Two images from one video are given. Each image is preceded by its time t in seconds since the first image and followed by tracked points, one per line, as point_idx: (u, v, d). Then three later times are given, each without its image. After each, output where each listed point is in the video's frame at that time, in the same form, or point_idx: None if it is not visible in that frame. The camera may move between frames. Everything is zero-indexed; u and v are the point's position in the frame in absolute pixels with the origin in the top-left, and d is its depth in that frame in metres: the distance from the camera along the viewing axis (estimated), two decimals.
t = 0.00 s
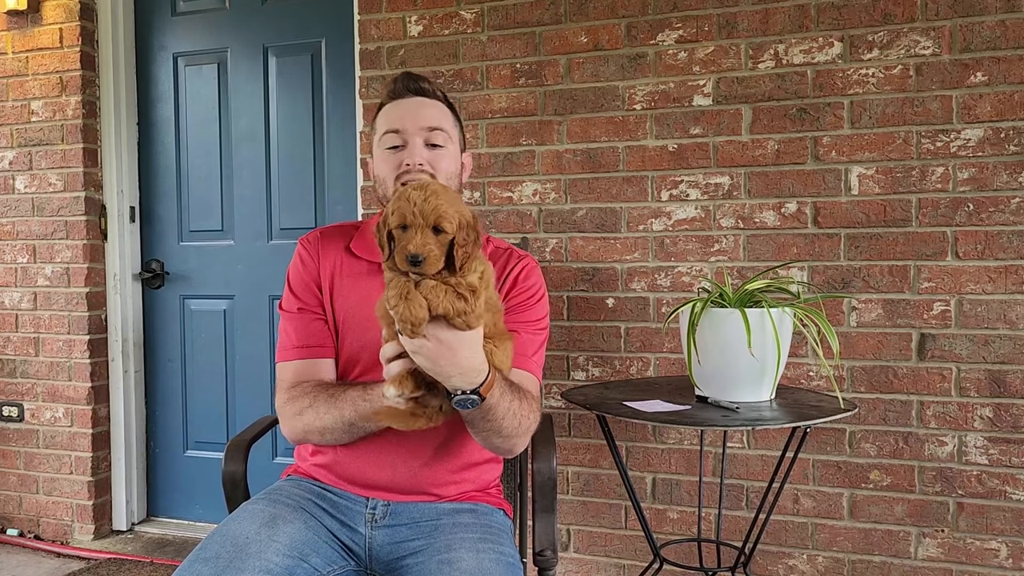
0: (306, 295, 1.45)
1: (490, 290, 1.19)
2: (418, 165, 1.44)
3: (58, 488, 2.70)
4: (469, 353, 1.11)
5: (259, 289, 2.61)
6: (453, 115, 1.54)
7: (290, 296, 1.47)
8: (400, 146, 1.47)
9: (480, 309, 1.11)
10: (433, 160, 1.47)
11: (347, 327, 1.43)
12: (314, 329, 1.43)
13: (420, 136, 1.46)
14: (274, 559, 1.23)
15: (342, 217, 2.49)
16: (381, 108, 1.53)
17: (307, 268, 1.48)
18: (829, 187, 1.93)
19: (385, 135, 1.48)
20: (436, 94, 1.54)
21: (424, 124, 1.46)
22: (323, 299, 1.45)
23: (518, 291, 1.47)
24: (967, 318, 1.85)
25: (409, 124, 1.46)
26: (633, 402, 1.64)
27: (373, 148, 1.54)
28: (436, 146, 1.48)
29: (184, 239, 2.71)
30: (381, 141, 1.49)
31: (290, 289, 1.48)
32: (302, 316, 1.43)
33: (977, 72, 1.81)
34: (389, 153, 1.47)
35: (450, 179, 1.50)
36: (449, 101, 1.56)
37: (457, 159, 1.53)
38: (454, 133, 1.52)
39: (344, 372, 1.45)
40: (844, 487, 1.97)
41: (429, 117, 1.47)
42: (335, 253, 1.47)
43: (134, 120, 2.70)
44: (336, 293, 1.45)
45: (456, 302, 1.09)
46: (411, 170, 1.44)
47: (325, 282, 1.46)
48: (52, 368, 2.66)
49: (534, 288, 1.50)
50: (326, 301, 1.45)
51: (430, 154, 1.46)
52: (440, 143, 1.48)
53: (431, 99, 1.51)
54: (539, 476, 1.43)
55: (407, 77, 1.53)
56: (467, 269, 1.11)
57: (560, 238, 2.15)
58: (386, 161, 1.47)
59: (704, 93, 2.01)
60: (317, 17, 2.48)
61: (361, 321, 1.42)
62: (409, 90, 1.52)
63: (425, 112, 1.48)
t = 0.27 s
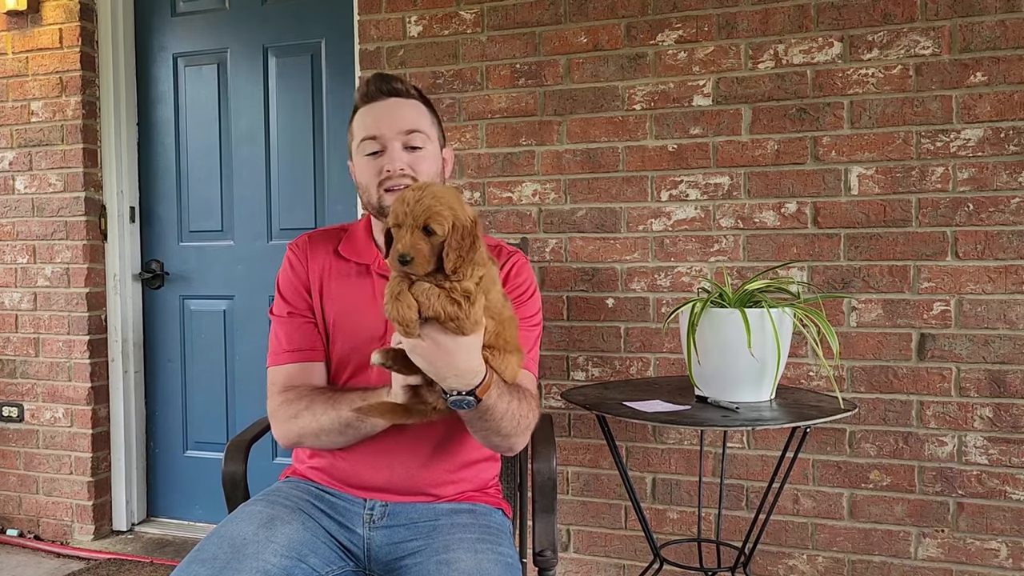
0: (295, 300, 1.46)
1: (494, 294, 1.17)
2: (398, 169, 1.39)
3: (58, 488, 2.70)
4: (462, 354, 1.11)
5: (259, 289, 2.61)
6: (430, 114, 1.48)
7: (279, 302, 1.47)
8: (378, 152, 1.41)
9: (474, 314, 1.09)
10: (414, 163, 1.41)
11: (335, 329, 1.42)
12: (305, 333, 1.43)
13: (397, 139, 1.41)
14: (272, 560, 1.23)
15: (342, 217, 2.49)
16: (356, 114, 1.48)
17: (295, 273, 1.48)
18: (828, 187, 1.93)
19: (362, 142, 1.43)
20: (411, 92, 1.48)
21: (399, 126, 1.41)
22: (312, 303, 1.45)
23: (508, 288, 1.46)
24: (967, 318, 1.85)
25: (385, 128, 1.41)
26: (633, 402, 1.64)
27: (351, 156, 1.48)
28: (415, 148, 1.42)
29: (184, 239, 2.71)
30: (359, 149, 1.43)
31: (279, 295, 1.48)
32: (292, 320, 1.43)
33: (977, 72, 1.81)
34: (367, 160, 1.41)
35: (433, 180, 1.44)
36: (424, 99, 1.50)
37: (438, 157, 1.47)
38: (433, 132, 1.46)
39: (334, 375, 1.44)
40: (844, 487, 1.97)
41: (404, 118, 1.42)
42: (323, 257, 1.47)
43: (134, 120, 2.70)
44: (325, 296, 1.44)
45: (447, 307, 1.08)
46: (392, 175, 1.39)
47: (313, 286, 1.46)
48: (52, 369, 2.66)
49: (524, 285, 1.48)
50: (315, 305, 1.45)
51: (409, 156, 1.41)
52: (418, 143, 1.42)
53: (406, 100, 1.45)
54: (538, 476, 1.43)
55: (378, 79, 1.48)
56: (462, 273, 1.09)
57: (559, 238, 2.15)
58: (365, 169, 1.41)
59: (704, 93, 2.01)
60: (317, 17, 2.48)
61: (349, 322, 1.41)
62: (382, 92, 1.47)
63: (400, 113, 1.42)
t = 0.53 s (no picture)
0: (287, 302, 1.45)
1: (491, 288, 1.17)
2: (383, 172, 1.39)
3: (58, 489, 2.70)
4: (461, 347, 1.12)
5: (259, 289, 2.61)
6: (413, 113, 1.47)
7: (271, 304, 1.47)
8: (362, 154, 1.41)
9: (471, 306, 1.09)
10: (400, 164, 1.41)
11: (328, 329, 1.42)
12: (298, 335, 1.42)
13: (380, 141, 1.40)
14: (271, 560, 1.24)
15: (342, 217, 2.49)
16: (338, 117, 1.47)
17: (286, 276, 1.48)
18: (829, 187, 1.93)
19: (347, 146, 1.43)
20: (392, 90, 1.47)
21: (382, 127, 1.40)
22: (304, 304, 1.45)
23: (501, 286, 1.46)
24: (967, 318, 1.85)
25: (368, 131, 1.40)
26: (633, 402, 1.64)
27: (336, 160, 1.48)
28: (400, 148, 1.42)
29: (184, 239, 2.71)
30: (343, 153, 1.43)
31: (270, 297, 1.48)
32: (285, 323, 1.43)
33: (977, 72, 1.81)
34: (352, 164, 1.41)
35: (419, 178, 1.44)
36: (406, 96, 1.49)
37: (423, 155, 1.46)
38: (417, 131, 1.45)
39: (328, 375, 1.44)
40: (844, 487, 1.97)
41: (386, 119, 1.41)
42: (315, 259, 1.47)
43: (135, 120, 2.70)
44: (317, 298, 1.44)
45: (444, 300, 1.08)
46: (377, 178, 1.39)
47: (305, 287, 1.46)
48: (53, 369, 2.66)
49: (519, 284, 1.47)
50: (308, 306, 1.45)
51: (393, 157, 1.41)
52: (402, 143, 1.42)
53: (388, 100, 1.44)
54: (538, 476, 1.43)
55: (358, 80, 1.47)
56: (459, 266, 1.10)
57: (559, 238, 2.15)
58: (351, 172, 1.42)
59: (704, 93, 2.01)
60: (317, 17, 2.48)
61: (341, 322, 1.41)
62: (363, 94, 1.45)
63: (382, 114, 1.41)
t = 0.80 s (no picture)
0: (282, 305, 1.46)
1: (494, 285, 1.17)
2: (375, 171, 1.39)
3: (58, 489, 2.70)
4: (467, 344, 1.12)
5: (259, 289, 2.61)
6: (405, 113, 1.47)
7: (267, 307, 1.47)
8: (355, 154, 1.41)
9: (476, 304, 1.09)
10: (392, 163, 1.41)
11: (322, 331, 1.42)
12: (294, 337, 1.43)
13: (372, 141, 1.41)
14: (271, 560, 1.24)
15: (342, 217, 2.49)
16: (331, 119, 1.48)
17: (282, 278, 1.48)
18: (829, 187, 1.93)
19: (339, 147, 1.43)
20: (383, 90, 1.47)
21: (374, 127, 1.40)
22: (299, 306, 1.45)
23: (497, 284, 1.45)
24: (967, 318, 1.85)
25: (361, 131, 1.40)
26: (633, 403, 1.64)
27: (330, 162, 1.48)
28: (393, 148, 1.42)
29: (184, 240, 2.71)
30: (336, 154, 1.44)
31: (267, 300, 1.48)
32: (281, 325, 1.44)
33: (977, 73, 1.81)
34: (345, 164, 1.41)
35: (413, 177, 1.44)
36: (398, 96, 1.49)
37: (417, 154, 1.46)
38: (409, 130, 1.45)
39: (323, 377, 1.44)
40: (845, 487, 1.97)
41: (378, 119, 1.41)
42: (309, 261, 1.47)
43: (135, 120, 2.70)
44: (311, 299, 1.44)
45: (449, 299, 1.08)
46: (370, 177, 1.39)
47: (300, 289, 1.46)
48: (53, 369, 2.66)
49: (516, 282, 1.48)
50: (302, 308, 1.45)
51: (386, 157, 1.41)
52: (394, 143, 1.42)
53: (380, 101, 1.44)
54: (538, 477, 1.43)
55: (349, 80, 1.47)
56: (463, 264, 1.09)
57: (559, 238, 2.16)
58: (344, 172, 1.42)
59: (704, 93, 2.01)
60: (317, 17, 2.48)
61: (335, 323, 1.41)
62: (355, 94, 1.45)
63: (374, 115, 1.41)
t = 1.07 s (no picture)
0: (275, 307, 1.46)
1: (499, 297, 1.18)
2: (369, 170, 1.39)
3: (58, 489, 2.70)
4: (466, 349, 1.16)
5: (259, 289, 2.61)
6: (396, 112, 1.48)
7: (259, 309, 1.47)
8: (348, 154, 1.42)
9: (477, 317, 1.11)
10: (384, 161, 1.41)
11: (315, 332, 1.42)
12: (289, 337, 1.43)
13: (365, 140, 1.41)
14: (272, 560, 1.24)
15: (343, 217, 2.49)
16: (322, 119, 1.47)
17: (275, 280, 1.48)
18: (829, 188, 1.93)
19: (331, 147, 1.43)
20: (374, 89, 1.47)
21: (366, 126, 1.41)
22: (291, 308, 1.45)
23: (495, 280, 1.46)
24: (967, 318, 1.85)
25: (352, 130, 1.41)
26: (633, 403, 1.64)
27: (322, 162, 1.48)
28: (385, 146, 1.42)
29: (184, 240, 2.71)
30: (329, 154, 1.44)
31: (259, 302, 1.48)
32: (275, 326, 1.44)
33: (977, 73, 1.81)
34: (337, 164, 1.42)
35: (407, 174, 1.44)
36: (388, 94, 1.50)
37: (409, 152, 1.47)
38: (401, 128, 1.46)
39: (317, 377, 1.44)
40: (845, 487, 1.97)
41: (370, 118, 1.42)
42: (301, 262, 1.47)
43: (135, 120, 2.70)
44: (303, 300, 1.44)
45: (450, 310, 1.11)
46: (364, 176, 1.39)
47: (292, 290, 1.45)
48: (53, 369, 2.66)
49: (514, 277, 1.48)
50: (294, 310, 1.44)
51: (379, 155, 1.41)
52: (387, 140, 1.42)
53: (371, 101, 1.45)
54: (539, 477, 1.43)
55: (339, 80, 1.47)
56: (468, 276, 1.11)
57: (559, 239, 2.16)
58: (337, 172, 1.42)
59: (704, 93, 2.01)
60: (317, 17, 2.48)
61: (328, 324, 1.41)
62: (346, 94, 1.46)
63: (366, 114, 1.42)
